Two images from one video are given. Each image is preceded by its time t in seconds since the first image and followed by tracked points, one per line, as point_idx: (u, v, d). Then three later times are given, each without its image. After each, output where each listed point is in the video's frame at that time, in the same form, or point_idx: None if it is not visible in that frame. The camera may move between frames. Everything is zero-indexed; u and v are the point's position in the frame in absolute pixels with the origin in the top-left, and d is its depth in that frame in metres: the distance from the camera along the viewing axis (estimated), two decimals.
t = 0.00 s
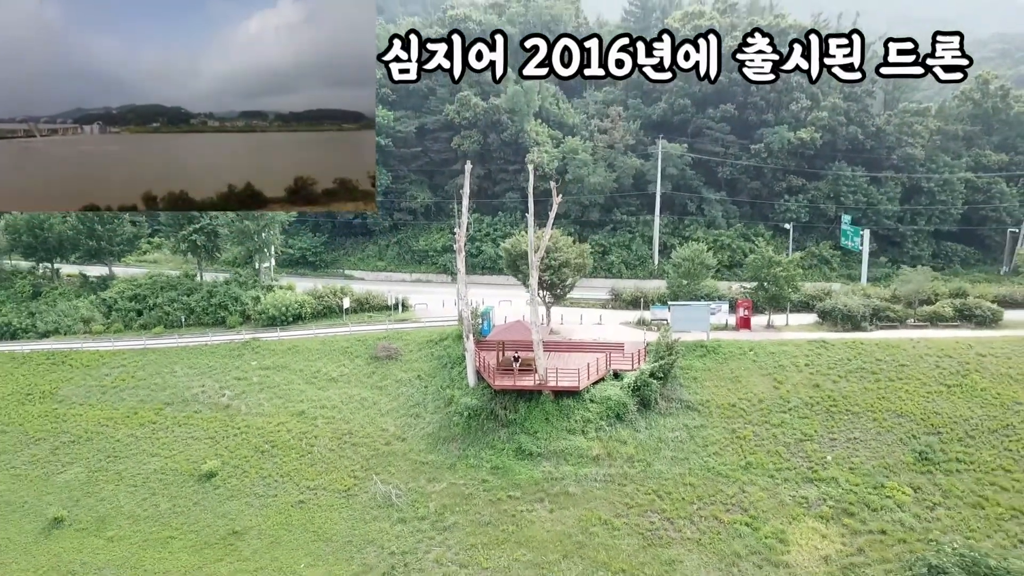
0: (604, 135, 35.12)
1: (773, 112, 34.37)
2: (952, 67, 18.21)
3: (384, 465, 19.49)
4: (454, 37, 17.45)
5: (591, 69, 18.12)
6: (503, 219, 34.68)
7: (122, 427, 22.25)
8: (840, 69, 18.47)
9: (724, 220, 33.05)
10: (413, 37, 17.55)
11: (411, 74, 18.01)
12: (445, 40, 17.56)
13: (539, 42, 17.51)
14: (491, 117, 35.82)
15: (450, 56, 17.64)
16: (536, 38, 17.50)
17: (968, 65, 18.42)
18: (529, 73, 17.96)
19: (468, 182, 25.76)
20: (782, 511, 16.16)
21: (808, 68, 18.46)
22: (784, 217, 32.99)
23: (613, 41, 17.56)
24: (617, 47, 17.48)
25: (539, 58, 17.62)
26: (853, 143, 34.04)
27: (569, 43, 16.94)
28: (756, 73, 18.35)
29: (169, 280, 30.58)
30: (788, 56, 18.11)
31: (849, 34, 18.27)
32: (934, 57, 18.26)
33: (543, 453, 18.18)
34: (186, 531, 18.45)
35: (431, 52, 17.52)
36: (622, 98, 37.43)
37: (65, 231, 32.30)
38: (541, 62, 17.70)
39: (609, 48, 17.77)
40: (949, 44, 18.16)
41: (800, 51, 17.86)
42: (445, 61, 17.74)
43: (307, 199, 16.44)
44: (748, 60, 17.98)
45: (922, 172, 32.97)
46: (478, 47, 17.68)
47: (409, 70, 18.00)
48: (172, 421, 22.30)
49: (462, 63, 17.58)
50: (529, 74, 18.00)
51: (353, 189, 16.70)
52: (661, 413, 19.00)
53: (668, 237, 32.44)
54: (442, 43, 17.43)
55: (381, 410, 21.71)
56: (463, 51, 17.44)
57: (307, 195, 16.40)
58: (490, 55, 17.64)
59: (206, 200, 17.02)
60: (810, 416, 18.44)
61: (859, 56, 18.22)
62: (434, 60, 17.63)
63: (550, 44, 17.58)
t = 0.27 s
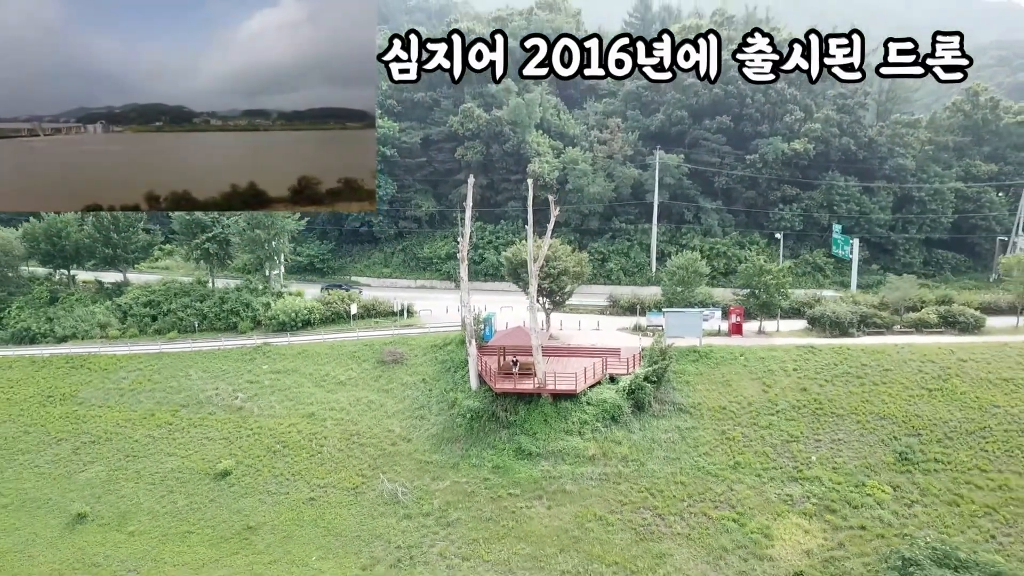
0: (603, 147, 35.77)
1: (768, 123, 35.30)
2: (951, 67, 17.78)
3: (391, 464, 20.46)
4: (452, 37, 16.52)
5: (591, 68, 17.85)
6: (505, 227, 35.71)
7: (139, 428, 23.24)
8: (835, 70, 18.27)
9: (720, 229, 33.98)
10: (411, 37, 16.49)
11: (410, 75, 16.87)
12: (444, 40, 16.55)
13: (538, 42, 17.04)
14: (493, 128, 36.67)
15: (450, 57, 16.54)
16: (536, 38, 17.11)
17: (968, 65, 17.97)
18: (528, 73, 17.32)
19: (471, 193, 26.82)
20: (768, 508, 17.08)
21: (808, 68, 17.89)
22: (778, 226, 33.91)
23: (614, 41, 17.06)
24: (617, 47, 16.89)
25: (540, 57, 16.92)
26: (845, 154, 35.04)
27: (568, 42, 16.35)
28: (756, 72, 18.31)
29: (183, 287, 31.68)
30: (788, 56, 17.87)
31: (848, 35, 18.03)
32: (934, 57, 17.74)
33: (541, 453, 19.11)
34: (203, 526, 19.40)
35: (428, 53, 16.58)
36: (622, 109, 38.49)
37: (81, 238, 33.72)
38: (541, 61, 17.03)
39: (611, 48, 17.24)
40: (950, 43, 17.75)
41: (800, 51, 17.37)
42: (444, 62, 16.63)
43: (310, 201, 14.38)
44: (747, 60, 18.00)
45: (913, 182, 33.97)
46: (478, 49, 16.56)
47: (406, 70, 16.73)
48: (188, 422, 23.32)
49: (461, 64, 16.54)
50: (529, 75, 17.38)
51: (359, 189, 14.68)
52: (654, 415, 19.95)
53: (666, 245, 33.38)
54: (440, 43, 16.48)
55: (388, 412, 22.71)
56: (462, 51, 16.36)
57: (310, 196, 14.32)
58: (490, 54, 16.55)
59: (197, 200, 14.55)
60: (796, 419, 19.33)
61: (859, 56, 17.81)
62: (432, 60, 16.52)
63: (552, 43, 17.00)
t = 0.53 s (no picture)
0: (603, 156, 37.35)
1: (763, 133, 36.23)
2: (952, 67, 19.00)
3: (397, 463, 21.41)
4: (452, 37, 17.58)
5: (591, 69, 18.78)
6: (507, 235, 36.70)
7: (156, 429, 24.23)
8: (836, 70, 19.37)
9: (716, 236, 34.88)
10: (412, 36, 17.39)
11: (409, 75, 17.83)
12: (444, 40, 17.69)
13: (537, 41, 17.91)
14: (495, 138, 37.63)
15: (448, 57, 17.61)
16: (534, 37, 17.98)
17: (968, 64, 19.21)
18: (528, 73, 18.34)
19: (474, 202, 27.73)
20: (754, 505, 18.13)
21: (808, 69, 19.32)
22: (773, 233, 34.80)
23: (613, 41, 18.09)
24: (617, 47, 18.00)
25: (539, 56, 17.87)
26: (838, 163, 35.96)
27: (568, 43, 17.39)
28: (756, 72, 19.28)
29: (195, 293, 32.74)
30: (788, 57, 18.98)
31: (848, 35, 19.08)
32: (934, 58, 18.99)
33: (540, 452, 20.02)
34: (219, 522, 20.40)
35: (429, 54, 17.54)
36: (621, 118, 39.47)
37: (97, 246, 34.03)
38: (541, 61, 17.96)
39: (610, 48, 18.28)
40: (950, 44, 18.96)
41: (800, 52, 18.74)
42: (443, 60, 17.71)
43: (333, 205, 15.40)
44: (748, 59, 18.92)
45: (904, 190, 34.65)
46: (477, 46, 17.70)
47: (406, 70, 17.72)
48: (203, 423, 24.31)
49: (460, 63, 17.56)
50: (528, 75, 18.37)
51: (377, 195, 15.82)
52: (648, 416, 20.84)
53: (663, 252, 34.29)
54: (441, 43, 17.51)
55: (394, 413, 23.66)
56: (462, 51, 17.44)
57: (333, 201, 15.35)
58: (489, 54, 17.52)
59: (220, 201, 15.67)
60: (784, 420, 20.23)
61: (859, 56, 18.98)
62: (433, 59, 17.55)
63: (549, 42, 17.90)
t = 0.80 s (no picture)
0: (603, 164, 38.20)
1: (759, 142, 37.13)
2: (953, 67, 19.62)
3: (403, 462, 22.37)
4: (451, 38, 18.33)
5: (591, 69, 19.66)
6: (510, 241, 37.69)
7: (172, 429, 25.26)
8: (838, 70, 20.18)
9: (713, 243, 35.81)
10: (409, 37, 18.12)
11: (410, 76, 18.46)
12: (443, 41, 18.39)
13: (538, 41, 18.91)
14: (498, 148, 38.39)
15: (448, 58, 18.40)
16: (535, 37, 18.94)
17: (969, 65, 19.81)
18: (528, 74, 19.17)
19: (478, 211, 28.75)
20: (744, 502, 18.91)
21: (809, 68, 19.98)
22: (769, 240, 35.70)
23: (613, 41, 18.83)
24: (616, 47, 18.67)
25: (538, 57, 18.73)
26: (833, 172, 36.79)
27: (568, 43, 18.20)
28: (756, 72, 20.24)
29: (207, 298, 33.81)
30: (788, 56, 19.84)
31: (849, 35, 19.81)
32: (935, 57, 19.68)
33: (540, 452, 20.97)
34: (233, 518, 21.37)
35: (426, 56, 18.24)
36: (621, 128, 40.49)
37: (112, 253, 35.76)
38: (540, 61, 18.76)
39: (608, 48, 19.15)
40: (951, 44, 19.58)
41: (799, 51, 19.45)
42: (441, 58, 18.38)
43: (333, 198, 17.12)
44: (748, 59, 20.00)
45: (897, 199, 35.79)
46: (479, 48, 18.47)
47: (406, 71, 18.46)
48: (217, 424, 25.32)
49: (459, 64, 18.34)
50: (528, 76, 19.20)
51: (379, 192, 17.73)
52: (644, 418, 21.79)
53: (661, 258, 35.20)
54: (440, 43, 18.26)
55: (400, 414, 24.64)
56: (460, 52, 18.19)
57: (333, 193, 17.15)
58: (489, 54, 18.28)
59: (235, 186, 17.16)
60: (773, 421, 21.14)
61: (859, 55, 19.73)
62: (431, 61, 18.30)
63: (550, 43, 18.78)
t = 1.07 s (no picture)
0: (604, 172, 39.18)
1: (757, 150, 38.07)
2: (951, 66, 20.48)
3: (409, 460, 23.33)
4: (453, 37, 18.63)
5: (592, 69, 20.53)
6: (512, 246, 38.65)
7: (188, 428, 26.28)
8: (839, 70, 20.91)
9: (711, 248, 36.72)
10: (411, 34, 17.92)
11: (410, 75, 18.28)
12: (445, 41, 18.68)
13: (538, 42, 19.65)
14: (502, 155, 39.48)
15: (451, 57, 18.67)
16: (535, 38, 19.66)
17: (968, 64, 20.65)
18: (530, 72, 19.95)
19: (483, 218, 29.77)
20: (734, 499, 19.83)
21: (808, 69, 20.71)
22: (765, 246, 36.61)
23: (613, 41, 19.65)
24: (617, 47, 19.50)
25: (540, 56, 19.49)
26: (828, 179, 37.66)
27: (568, 43, 19.19)
28: (756, 72, 21.44)
29: (219, 302, 34.87)
30: (788, 57, 20.72)
31: (849, 35, 20.55)
32: (935, 57, 20.50)
33: (540, 451, 21.91)
34: (247, 513, 22.38)
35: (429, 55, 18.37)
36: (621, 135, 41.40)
37: (127, 257, 36.87)
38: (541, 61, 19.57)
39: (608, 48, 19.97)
40: (950, 43, 20.41)
41: (799, 52, 20.26)
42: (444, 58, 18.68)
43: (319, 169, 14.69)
44: (748, 59, 21.25)
45: (890, 206, 36.69)
46: (480, 48, 19.00)
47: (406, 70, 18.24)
48: (230, 423, 26.34)
49: (463, 62, 18.74)
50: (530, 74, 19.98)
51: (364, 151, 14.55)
52: (640, 418, 22.71)
53: (660, 263, 36.11)
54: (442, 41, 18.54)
55: (406, 414, 25.60)
56: (463, 51, 18.53)
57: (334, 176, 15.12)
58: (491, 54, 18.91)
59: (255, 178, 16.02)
60: (764, 421, 22.02)
61: (859, 55, 20.47)
62: (435, 59, 18.51)
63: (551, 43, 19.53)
